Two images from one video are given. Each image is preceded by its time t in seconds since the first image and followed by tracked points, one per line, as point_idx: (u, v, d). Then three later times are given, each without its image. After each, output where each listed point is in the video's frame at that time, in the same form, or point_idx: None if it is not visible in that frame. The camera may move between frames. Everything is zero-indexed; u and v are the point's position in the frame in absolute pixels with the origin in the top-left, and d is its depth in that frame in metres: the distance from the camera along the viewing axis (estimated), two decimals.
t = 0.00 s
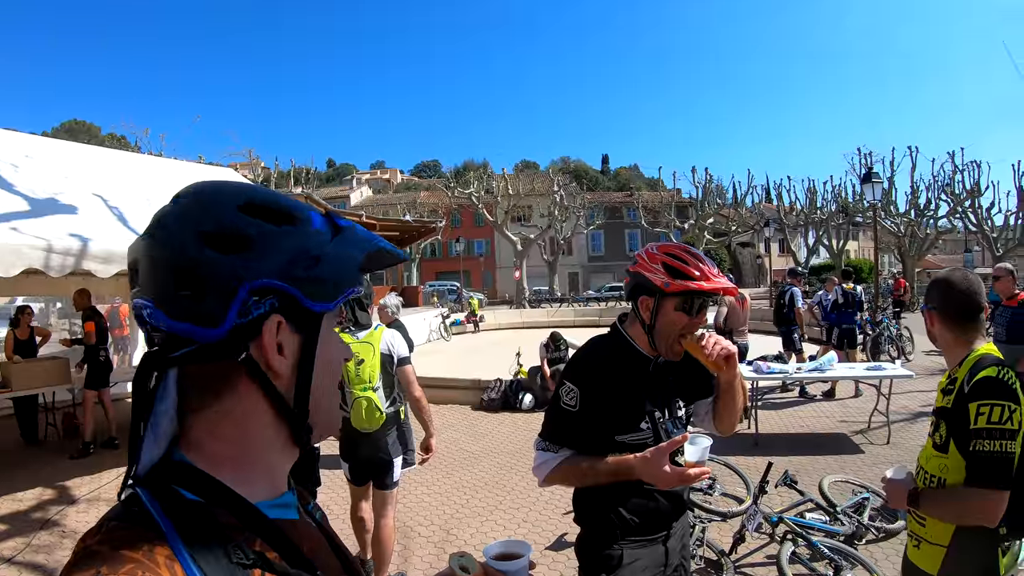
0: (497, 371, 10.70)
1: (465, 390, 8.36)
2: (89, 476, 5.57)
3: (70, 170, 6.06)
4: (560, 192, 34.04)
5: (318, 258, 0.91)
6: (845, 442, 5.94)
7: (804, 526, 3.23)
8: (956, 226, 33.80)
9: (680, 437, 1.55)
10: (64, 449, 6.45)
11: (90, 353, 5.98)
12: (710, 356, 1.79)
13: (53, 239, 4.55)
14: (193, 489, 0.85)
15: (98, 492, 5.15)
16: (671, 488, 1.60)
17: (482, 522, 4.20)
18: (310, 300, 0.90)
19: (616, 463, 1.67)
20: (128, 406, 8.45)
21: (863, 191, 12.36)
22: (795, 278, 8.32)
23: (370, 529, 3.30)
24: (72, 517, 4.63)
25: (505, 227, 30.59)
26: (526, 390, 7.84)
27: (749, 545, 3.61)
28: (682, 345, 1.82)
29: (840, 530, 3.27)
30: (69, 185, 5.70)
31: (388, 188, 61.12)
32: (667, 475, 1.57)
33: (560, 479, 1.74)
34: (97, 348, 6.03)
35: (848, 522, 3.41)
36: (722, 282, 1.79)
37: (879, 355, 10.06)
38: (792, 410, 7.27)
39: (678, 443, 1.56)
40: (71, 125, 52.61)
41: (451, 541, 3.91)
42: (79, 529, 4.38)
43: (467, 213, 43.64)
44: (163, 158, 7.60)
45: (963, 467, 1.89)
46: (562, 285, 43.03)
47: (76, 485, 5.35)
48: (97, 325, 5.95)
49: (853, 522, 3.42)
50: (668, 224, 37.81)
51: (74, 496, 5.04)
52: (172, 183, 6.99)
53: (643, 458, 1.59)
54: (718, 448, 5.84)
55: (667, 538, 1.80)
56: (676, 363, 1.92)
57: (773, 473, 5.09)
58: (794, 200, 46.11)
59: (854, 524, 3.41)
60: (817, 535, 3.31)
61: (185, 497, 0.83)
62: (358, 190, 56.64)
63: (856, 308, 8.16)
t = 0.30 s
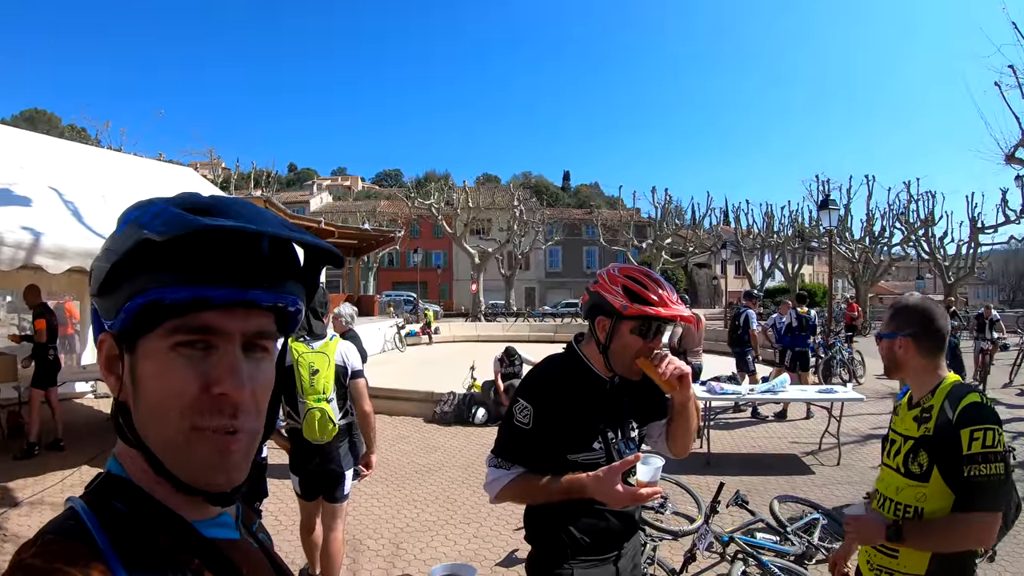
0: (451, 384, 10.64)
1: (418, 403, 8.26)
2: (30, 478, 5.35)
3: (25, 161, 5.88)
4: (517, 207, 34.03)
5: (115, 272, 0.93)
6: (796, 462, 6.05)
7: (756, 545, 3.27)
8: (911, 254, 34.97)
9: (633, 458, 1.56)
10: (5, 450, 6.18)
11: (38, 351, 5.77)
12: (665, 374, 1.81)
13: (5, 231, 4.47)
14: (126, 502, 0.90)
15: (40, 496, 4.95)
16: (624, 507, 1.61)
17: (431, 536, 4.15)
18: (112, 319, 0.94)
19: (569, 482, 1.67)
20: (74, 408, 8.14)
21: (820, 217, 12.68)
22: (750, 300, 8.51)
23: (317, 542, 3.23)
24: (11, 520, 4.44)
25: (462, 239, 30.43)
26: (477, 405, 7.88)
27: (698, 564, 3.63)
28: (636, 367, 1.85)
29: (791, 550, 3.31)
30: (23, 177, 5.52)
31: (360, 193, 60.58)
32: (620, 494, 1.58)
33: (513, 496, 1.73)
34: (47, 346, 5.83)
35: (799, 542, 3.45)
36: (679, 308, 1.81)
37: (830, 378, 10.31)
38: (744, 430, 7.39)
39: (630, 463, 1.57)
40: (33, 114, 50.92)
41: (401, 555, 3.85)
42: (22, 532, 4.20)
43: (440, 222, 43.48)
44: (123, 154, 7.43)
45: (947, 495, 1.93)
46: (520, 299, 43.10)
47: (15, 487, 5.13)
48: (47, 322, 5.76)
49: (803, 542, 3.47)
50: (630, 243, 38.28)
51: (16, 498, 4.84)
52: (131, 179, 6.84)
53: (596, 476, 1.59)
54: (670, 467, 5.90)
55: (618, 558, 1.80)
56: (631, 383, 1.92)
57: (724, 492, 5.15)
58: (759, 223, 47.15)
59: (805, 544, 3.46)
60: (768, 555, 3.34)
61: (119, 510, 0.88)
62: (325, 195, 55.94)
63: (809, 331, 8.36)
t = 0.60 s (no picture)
0: (473, 380, 10.66)
1: (439, 399, 8.34)
2: (55, 476, 5.46)
3: (46, 164, 5.98)
4: (536, 202, 33.86)
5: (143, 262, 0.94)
6: (818, 457, 5.99)
7: (778, 540, 3.26)
8: (932, 246, 34.40)
9: (654, 448, 1.55)
10: (31, 448, 6.31)
11: (61, 351, 5.86)
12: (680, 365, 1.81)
13: (26, 232, 4.47)
14: (152, 493, 0.91)
15: (66, 493, 5.05)
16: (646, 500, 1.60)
17: (453, 532, 4.17)
18: (138, 310, 0.95)
19: (589, 475, 1.66)
20: (99, 406, 8.30)
21: (840, 209, 12.52)
22: (771, 294, 8.43)
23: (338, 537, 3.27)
24: (35, 518, 4.52)
25: (480, 237, 30.57)
26: (500, 400, 7.83)
27: (720, 559, 3.62)
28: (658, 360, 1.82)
29: (813, 545, 3.31)
30: (45, 179, 5.61)
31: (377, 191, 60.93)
32: (641, 486, 1.57)
33: (531, 490, 1.73)
34: (68, 346, 5.91)
35: (822, 538, 3.46)
36: (699, 302, 1.78)
37: (852, 371, 10.16)
38: (766, 425, 7.33)
39: (652, 454, 1.57)
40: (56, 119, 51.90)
41: (422, 551, 3.88)
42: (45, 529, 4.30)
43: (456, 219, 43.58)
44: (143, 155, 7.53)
45: (1010, 493, 1.89)
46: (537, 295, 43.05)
47: (44, 484, 5.23)
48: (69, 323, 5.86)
49: (826, 538, 3.47)
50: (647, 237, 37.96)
51: (39, 497, 4.94)
52: (150, 181, 6.91)
53: (617, 468, 1.60)
54: (691, 462, 5.87)
55: (639, 553, 1.80)
56: (650, 376, 1.91)
57: (747, 487, 5.11)
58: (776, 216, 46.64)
59: (828, 539, 3.45)
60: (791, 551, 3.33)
61: (144, 498, 0.89)
62: (341, 194, 56.25)
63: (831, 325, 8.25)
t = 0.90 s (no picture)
0: (540, 368, 10.74)
1: (509, 387, 8.44)
2: (135, 464, 5.77)
3: (116, 166, 6.25)
4: (608, 188, 33.37)
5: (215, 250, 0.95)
6: (891, 448, 5.79)
7: (850, 533, 3.16)
8: (1007, 226, 32.55)
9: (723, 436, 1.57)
10: (111, 438, 6.68)
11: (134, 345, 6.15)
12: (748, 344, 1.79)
13: (101, 233, 4.65)
14: (221, 474, 0.93)
15: (142, 480, 5.32)
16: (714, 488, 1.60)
17: (521, 520, 4.21)
18: (211, 296, 0.96)
19: (656, 462, 1.67)
20: (174, 398, 8.73)
21: (913, 188, 12.03)
22: (842, 279, 8.19)
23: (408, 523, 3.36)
24: (115, 504, 4.79)
25: (553, 225, 30.86)
26: (569, 388, 7.87)
27: (789, 551, 3.57)
28: (727, 345, 1.83)
29: (886, 539, 3.20)
30: (118, 181, 5.87)
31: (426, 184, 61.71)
32: (709, 474, 1.58)
33: (599, 477, 1.74)
34: (140, 341, 6.16)
35: (895, 531, 3.42)
36: (770, 287, 1.79)
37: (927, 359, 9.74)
38: (839, 414, 7.13)
39: (721, 442, 1.58)
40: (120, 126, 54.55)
41: (489, 538, 3.93)
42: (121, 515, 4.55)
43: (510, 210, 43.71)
44: (207, 155, 7.80)
45: None
46: (607, 281, 43.11)
47: (123, 472, 5.54)
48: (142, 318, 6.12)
49: (899, 532, 3.42)
50: (713, 222, 37.08)
51: (118, 484, 5.23)
52: (214, 180, 7.14)
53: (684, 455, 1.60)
54: (761, 452, 5.78)
55: (705, 543, 1.79)
56: (720, 360, 1.92)
57: (818, 478, 4.99)
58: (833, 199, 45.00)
59: (901, 532, 3.42)
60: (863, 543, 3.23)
61: (214, 479, 0.91)
62: (395, 186, 57.31)
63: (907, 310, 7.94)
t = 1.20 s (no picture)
0: (592, 365, 10.74)
1: (563, 384, 8.47)
2: (191, 457, 5.96)
3: (174, 167, 6.47)
4: (657, 185, 33.19)
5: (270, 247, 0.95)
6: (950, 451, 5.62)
7: (904, 538, 3.16)
8: None
9: (776, 439, 1.59)
10: (170, 431, 6.92)
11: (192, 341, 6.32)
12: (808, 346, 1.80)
13: (160, 233, 4.80)
14: (273, 467, 0.90)
15: (195, 472, 5.49)
16: (765, 489, 1.64)
17: (572, 518, 4.21)
18: (267, 294, 0.96)
19: (709, 463, 1.72)
20: (228, 392, 9.02)
21: (973, 181, 11.63)
22: (901, 276, 8.00)
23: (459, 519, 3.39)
24: (170, 495, 4.95)
25: (605, 221, 30.88)
26: (623, 385, 7.83)
27: (842, 556, 3.52)
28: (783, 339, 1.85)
29: (942, 544, 3.21)
30: (175, 181, 6.05)
31: (467, 181, 62.23)
32: (761, 476, 1.62)
33: (650, 476, 1.80)
34: (199, 336, 6.35)
35: (952, 538, 3.31)
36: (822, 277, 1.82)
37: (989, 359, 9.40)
38: (898, 416, 6.96)
39: (774, 445, 1.61)
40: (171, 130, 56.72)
41: (540, 535, 3.95)
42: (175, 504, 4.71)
43: (557, 207, 43.90)
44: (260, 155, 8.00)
45: None
46: (664, 279, 42.78)
47: (178, 464, 5.74)
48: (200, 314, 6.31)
49: (957, 538, 3.31)
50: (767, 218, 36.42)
51: (173, 476, 5.40)
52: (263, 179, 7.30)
53: (737, 458, 1.65)
54: (816, 452, 5.68)
55: (756, 544, 1.85)
56: (773, 365, 1.92)
57: (876, 480, 4.89)
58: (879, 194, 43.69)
59: (958, 539, 3.30)
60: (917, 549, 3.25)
61: (265, 473, 0.88)
62: (457, 184, 58.07)
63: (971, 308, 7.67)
